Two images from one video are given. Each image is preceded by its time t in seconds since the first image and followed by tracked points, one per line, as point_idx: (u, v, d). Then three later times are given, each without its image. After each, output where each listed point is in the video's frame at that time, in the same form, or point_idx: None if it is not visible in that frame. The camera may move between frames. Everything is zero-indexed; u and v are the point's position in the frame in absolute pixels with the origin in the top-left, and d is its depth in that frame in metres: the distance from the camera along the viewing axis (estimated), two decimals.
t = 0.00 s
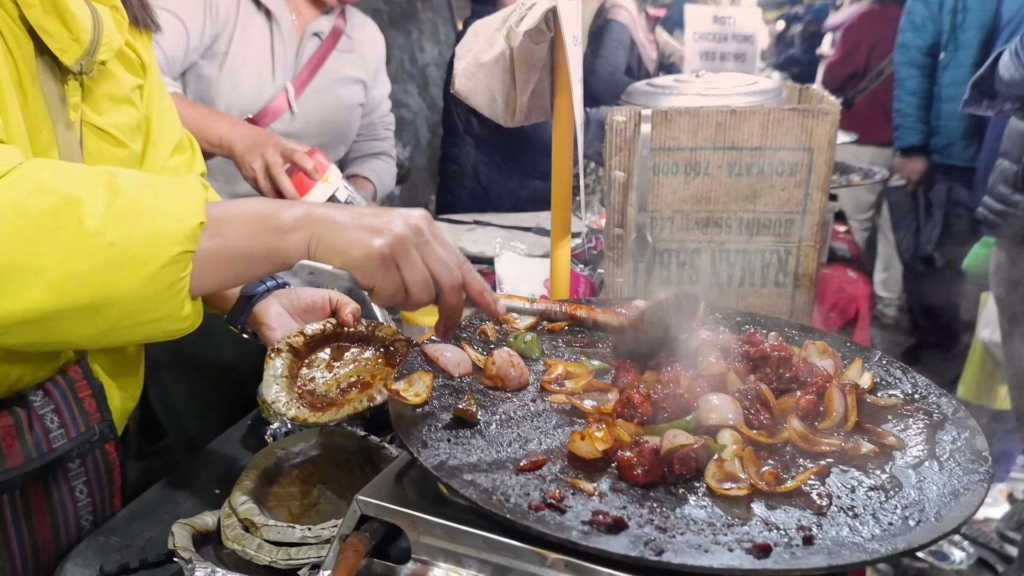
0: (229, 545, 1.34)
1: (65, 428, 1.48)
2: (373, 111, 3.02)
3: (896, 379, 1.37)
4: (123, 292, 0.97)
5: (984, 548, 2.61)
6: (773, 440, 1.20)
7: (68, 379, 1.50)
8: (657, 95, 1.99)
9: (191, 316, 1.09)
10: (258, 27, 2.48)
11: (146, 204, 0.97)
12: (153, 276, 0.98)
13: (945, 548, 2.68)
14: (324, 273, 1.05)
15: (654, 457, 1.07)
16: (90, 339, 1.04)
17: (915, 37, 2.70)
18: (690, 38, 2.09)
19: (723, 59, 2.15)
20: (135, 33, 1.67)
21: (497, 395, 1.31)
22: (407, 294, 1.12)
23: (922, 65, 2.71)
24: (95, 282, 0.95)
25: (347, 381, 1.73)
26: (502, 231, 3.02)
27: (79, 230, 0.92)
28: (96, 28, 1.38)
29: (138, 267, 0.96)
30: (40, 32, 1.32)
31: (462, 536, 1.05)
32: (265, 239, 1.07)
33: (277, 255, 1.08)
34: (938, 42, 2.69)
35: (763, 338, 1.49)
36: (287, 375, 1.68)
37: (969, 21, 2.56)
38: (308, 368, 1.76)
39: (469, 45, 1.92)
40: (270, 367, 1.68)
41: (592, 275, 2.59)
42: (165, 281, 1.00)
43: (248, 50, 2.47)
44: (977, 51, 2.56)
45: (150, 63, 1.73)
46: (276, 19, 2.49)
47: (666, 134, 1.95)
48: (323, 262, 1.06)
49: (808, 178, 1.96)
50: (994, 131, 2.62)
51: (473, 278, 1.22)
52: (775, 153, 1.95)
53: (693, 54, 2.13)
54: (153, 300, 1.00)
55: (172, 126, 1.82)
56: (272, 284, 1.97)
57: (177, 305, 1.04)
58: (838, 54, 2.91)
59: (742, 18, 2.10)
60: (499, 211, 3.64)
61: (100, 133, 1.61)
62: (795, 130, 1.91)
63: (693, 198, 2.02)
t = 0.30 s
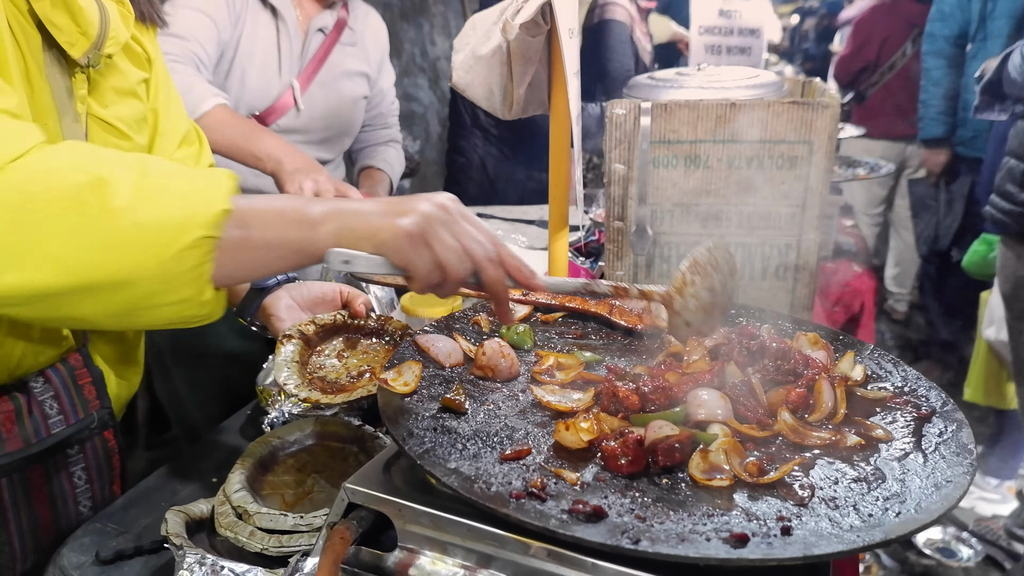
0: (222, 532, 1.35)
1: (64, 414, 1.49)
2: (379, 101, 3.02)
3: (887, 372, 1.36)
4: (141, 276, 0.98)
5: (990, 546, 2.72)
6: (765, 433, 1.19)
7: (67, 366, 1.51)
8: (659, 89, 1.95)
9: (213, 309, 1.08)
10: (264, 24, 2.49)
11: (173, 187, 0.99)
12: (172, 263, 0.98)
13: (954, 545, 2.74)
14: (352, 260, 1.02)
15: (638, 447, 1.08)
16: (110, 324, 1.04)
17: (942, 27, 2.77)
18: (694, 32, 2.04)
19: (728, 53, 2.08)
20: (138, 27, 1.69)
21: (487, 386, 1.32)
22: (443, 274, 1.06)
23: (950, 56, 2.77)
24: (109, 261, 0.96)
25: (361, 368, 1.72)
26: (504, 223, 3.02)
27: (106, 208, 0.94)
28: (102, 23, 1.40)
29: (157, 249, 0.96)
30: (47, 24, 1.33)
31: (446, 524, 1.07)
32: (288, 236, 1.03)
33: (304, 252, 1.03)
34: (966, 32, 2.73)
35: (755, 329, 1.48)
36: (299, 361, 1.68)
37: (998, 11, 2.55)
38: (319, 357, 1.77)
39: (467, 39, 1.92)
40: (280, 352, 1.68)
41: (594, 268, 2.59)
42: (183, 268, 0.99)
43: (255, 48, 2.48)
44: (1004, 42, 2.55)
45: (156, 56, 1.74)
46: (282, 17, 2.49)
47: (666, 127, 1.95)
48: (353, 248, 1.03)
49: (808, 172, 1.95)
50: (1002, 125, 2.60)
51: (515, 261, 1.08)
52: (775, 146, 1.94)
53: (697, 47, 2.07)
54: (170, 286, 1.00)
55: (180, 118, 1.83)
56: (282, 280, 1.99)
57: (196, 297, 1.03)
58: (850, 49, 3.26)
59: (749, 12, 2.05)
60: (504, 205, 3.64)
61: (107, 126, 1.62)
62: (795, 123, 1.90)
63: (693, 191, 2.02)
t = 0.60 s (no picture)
0: (217, 528, 1.36)
1: (63, 412, 1.52)
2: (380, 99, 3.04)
3: (881, 369, 1.36)
4: (55, 241, 0.96)
5: (997, 544, 2.66)
6: (756, 429, 1.19)
7: (68, 365, 1.55)
8: (659, 86, 1.93)
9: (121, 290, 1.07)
10: (272, 27, 2.51)
11: (93, 149, 1.01)
12: (89, 227, 0.98)
13: (959, 545, 2.74)
14: (312, 206, 1.12)
15: (628, 444, 1.08)
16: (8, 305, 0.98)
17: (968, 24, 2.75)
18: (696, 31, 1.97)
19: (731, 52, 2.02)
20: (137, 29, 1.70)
21: (480, 383, 1.32)
22: (395, 236, 1.25)
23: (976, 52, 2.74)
24: (9, 220, 0.92)
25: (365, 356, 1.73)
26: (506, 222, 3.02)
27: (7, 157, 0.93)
28: (101, 25, 1.41)
29: (71, 207, 0.96)
30: (47, 29, 1.35)
31: (436, 520, 1.07)
32: (227, 201, 1.14)
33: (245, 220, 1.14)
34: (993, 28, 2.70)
35: (750, 326, 1.48)
36: (309, 352, 1.65)
37: None
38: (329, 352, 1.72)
39: (464, 37, 1.93)
40: (293, 342, 1.65)
41: (594, 267, 2.59)
42: (95, 228, 0.98)
43: (267, 51, 2.51)
44: None
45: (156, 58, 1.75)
46: (290, 19, 2.51)
47: (665, 125, 1.95)
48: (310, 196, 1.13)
49: (807, 169, 1.94)
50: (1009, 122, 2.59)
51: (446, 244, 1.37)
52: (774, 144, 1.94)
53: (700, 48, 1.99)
54: (83, 259, 0.99)
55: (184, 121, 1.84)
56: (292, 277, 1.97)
57: (111, 270, 1.02)
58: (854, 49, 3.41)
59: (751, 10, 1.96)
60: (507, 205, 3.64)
61: (107, 128, 1.63)
62: (793, 122, 1.90)
63: (692, 189, 2.02)
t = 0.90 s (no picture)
0: (213, 524, 1.38)
1: (49, 416, 1.53)
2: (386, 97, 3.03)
3: (872, 366, 1.37)
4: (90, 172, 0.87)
5: (999, 545, 2.84)
6: (745, 426, 1.20)
7: (54, 369, 1.54)
8: (658, 86, 1.97)
9: (149, 244, 0.94)
10: (275, 27, 2.52)
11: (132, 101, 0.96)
12: (121, 161, 0.88)
13: (961, 545, 2.85)
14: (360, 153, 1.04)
15: (615, 439, 1.09)
16: (23, 256, 0.88)
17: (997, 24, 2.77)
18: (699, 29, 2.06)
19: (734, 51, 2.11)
20: (128, 31, 1.71)
21: (472, 380, 1.33)
22: (442, 192, 1.14)
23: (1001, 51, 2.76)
24: (41, 143, 0.85)
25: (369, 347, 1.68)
26: (507, 222, 3.02)
27: (53, 94, 0.89)
28: (91, 27, 1.43)
29: (104, 136, 0.88)
30: (36, 31, 1.36)
31: (426, 515, 1.08)
32: (272, 167, 0.97)
33: (293, 179, 0.98)
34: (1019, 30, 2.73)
35: (743, 324, 1.48)
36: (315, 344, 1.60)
37: None
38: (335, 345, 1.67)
39: (461, 37, 1.93)
40: (298, 335, 1.60)
41: (593, 266, 2.59)
42: (128, 162, 0.88)
43: (269, 51, 2.54)
44: None
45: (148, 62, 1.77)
46: (292, 18, 2.52)
47: (663, 125, 1.95)
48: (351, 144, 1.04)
49: (805, 168, 1.94)
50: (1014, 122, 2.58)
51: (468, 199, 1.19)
52: (771, 143, 1.94)
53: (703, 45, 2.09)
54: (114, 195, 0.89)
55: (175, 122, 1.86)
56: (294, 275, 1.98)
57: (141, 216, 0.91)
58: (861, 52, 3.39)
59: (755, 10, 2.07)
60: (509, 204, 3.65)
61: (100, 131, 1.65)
62: (790, 121, 1.91)
63: (690, 188, 2.02)
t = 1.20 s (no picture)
0: (206, 516, 1.40)
1: (32, 414, 1.51)
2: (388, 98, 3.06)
3: (857, 362, 1.39)
4: (49, 155, 1.00)
5: (998, 545, 2.85)
6: (729, 420, 1.21)
7: (40, 369, 1.54)
8: (655, 86, 1.99)
9: (137, 223, 1.13)
10: (280, 27, 2.54)
11: (103, 83, 1.10)
12: (105, 143, 1.04)
13: (960, 545, 2.91)
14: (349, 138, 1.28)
15: (600, 432, 1.11)
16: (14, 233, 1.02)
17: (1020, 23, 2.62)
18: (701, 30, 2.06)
19: (734, 52, 2.11)
20: (126, 33, 1.72)
21: (462, 374, 1.35)
22: (421, 181, 1.39)
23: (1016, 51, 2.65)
24: (29, 130, 0.99)
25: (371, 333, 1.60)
26: (505, 221, 2.88)
27: (35, 80, 1.01)
28: (84, 30, 1.46)
29: (90, 122, 1.03)
30: (28, 31, 1.38)
31: (412, 505, 1.10)
32: (249, 140, 1.24)
33: (272, 158, 1.25)
34: None
35: (732, 320, 1.50)
36: (322, 339, 1.50)
37: None
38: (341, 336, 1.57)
39: (457, 36, 1.94)
40: (304, 331, 1.50)
41: (589, 264, 2.60)
42: (114, 145, 1.05)
43: (274, 52, 2.57)
44: None
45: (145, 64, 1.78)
46: (297, 17, 2.54)
47: (658, 124, 1.96)
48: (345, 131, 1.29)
49: (799, 167, 1.96)
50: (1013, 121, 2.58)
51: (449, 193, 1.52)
52: (766, 142, 1.95)
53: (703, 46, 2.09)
54: (97, 179, 1.05)
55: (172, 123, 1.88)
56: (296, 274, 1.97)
57: (129, 196, 1.09)
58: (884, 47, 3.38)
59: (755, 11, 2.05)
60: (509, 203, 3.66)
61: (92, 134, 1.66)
62: (785, 121, 1.92)
63: (685, 187, 2.03)
